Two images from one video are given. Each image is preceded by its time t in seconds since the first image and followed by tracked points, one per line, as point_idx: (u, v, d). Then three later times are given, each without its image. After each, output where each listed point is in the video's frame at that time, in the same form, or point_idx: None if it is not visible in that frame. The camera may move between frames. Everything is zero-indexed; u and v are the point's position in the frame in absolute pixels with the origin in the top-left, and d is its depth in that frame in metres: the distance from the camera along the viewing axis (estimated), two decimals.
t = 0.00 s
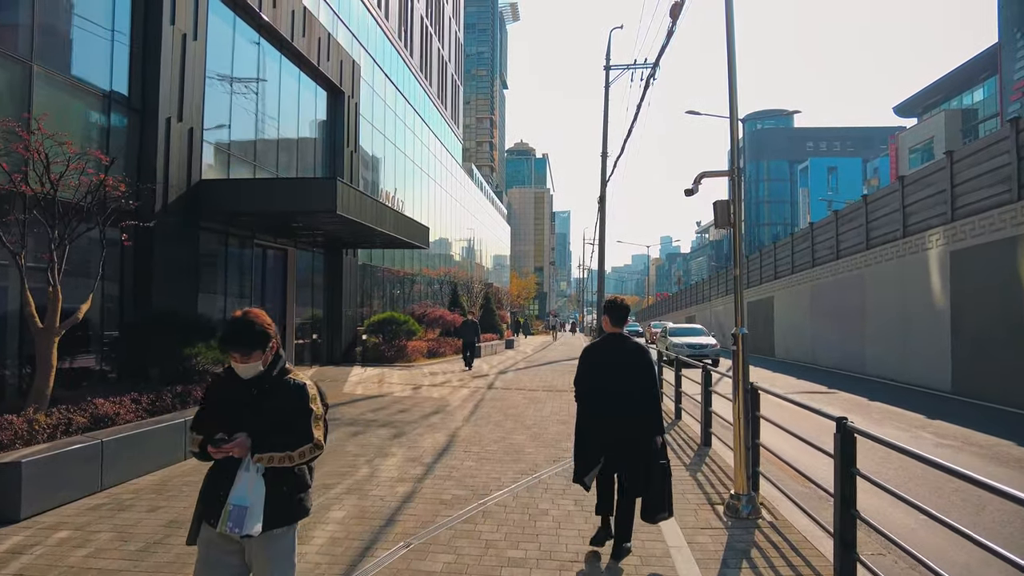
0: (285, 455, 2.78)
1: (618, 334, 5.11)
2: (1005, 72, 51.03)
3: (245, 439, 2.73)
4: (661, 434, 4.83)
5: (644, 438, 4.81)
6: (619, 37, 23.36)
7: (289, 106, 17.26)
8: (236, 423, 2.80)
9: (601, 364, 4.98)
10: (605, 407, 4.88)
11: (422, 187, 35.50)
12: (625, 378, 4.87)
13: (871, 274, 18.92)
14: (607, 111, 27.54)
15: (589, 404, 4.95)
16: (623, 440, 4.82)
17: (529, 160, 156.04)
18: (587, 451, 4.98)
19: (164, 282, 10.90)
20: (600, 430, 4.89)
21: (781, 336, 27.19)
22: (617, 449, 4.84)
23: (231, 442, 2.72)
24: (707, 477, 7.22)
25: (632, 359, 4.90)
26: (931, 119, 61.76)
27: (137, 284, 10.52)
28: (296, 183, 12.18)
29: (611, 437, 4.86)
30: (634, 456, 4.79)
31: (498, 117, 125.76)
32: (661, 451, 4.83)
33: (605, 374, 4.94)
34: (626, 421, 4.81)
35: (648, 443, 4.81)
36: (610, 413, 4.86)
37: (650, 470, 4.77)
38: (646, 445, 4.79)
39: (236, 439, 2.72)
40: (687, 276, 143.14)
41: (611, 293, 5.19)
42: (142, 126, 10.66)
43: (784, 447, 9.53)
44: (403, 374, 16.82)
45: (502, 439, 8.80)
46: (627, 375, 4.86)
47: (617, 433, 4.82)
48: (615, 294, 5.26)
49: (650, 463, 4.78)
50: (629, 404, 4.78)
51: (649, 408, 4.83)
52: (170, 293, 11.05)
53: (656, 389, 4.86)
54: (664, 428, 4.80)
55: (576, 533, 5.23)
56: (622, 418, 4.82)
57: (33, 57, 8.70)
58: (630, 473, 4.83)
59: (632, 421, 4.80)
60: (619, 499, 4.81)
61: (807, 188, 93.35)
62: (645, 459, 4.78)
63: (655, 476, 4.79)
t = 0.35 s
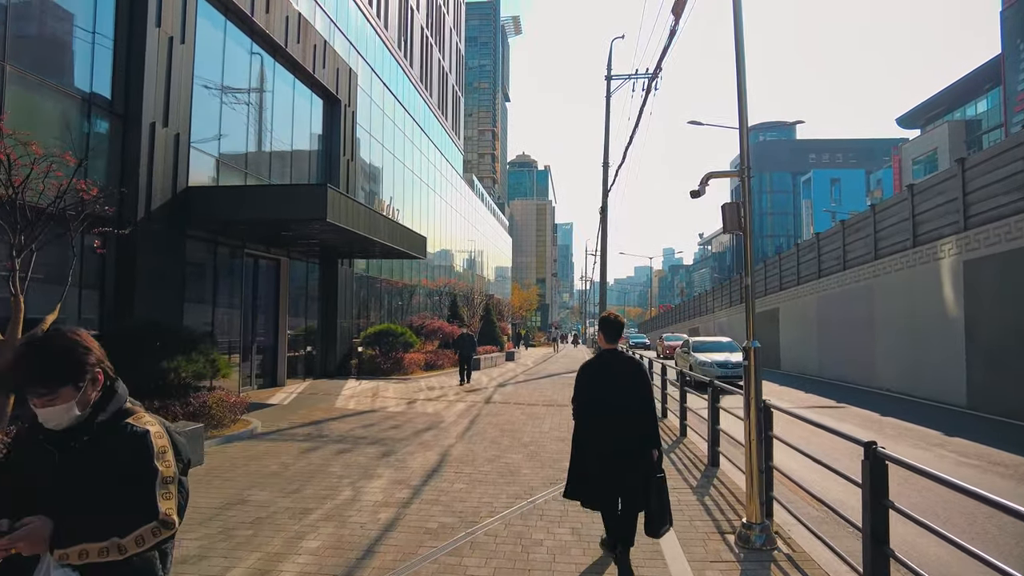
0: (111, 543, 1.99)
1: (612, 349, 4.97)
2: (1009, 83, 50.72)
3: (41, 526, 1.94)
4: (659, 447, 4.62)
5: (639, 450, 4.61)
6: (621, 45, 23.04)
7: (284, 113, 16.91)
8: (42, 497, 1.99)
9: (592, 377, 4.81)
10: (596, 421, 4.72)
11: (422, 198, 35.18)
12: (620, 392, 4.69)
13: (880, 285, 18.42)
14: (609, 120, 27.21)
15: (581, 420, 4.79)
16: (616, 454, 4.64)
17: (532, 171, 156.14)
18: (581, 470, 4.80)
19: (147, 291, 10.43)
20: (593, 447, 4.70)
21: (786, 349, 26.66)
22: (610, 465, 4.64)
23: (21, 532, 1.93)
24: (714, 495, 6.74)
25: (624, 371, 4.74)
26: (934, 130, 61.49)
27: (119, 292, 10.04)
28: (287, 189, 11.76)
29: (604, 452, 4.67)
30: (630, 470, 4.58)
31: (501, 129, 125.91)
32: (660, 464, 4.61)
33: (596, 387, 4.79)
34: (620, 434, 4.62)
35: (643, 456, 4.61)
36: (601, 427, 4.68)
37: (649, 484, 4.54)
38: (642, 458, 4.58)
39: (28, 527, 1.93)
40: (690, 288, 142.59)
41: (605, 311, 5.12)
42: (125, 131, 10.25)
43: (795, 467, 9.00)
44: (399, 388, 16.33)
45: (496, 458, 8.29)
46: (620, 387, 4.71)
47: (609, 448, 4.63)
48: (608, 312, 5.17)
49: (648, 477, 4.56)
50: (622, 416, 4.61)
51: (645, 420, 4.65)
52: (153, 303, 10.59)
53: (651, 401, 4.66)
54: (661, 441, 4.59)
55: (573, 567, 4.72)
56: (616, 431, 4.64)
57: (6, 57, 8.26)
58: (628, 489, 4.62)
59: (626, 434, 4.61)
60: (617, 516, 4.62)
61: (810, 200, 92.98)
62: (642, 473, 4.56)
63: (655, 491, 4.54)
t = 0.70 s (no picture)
0: None
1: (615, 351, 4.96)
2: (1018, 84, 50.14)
3: None
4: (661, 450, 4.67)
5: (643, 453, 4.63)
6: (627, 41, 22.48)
7: (281, 110, 16.48)
8: None
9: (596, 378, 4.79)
10: (599, 422, 4.70)
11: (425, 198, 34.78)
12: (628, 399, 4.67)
13: (892, 287, 17.92)
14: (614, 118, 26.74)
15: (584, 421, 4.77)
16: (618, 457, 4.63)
17: (536, 173, 155.71)
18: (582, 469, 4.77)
19: (132, 290, 9.98)
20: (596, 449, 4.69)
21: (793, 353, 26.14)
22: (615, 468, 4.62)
23: None
24: (726, 513, 6.28)
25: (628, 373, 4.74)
26: (942, 132, 60.91)
27: (102, 290, 9.59)
28: (280, 186, 11.32)
29: (608, 454, 4.65)
30: (636, 474, 4.58)
31: (505, 130, 125.46)
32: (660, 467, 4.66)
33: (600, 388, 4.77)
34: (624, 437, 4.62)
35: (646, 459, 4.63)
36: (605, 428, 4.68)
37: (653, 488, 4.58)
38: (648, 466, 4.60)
39: None
40: (694, 291, 141.95)
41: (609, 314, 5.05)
42: (109, 125, 9.81)
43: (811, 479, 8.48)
44: (398, 392, 15.90)
45: (495, 470, 7.81)
46: (625, 389, 4.71)
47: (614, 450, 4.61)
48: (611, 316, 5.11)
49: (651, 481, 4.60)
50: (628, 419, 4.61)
51: (649, 422, 4.66)
52: (138, 303, 10.14)
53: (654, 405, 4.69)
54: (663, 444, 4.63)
55: None
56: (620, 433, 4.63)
57: None
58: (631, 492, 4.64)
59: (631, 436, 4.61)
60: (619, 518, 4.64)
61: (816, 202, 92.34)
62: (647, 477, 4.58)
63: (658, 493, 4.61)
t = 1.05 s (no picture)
0: None
1: (614, 347, 5.29)
2: None
3: None
4: (654, 441, 5.03)
5: (636, 446, 4.98)
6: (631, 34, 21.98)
7: (274, 103, 16.04)
8: None
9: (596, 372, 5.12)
10: (597, 416, 5.06)
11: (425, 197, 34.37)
12: (623, 389, 5.03)
13: (904, 285, 17.40)
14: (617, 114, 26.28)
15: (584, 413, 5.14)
16: (613, 447, 5.00)
17: (538, 173, 155.19)
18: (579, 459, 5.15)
19: (113, 288, 9.56)
20: (594, 440, 5.04)
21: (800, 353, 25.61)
22: (609, 459, 4.98)
23: None
24: (735, 525, 5.82)
25: (627, 370, 5.06)
26: (947, 129, 60.35)
27: (80, 288, 9.15)
28: (267, 178, 10.86)
29: (605, 444, 5.02)
30: (631, 460, 4.95)
31: (507, 130, 125.01)
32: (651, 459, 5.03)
33: (600, 382, 5.11)
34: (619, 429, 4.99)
35: (639, 451, 4.99)
36: (602, 421, 5.04)
37: (645, 476, 4.96)
38: (641, 452, 4.97)
39: None
40: (698, 290, 141.37)
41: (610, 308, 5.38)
42: (89, 114, 9.39)
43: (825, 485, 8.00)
44: (393, 393, 15.46)
45: (489, 477, 7.37)
46: (623, 384, 5.04)
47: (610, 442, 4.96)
48: (611, 308, 5.46)
49: (642, 472, 4.98)
50: (625, 413, 4.94)
51: (645, 417, 4.99)
52: (119, 302, 9.70)
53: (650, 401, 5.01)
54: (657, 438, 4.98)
55: None
56: (616, 426, 5.00)
57: None
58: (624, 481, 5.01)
59: (626, 429, 4.97)
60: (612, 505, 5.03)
61: (820, 201, 91.73)
62: (640, 466, 4.95)
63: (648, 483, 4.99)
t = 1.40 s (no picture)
0: None
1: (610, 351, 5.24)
2: None
3: None
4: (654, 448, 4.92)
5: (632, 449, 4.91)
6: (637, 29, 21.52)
7: (269, 97, 15.58)
8: None
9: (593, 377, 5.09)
10: (594, 420, 5.01)
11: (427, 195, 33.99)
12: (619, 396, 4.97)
13: (918, 283, 16.84)
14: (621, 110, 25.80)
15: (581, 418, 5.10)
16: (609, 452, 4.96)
17: (542, 172, 154.75)
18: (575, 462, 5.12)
19: (95, 288, 9.14)
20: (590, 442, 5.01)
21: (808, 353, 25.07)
22: (606, 462, 4.94)
23: None
24: (753, 543, 5.35)
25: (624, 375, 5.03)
26: (955, 126, 59.62)
27: (61, 289, 8.72)
28: (256, 172, 10.44)
29: (600, 449, 4.98)
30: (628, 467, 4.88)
31: (511, 129, 124.66)
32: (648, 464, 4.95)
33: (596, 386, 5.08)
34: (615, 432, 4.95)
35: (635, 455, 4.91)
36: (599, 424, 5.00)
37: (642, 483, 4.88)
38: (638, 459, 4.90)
39: None
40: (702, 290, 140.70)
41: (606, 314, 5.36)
42: (70, 105, 8.98)
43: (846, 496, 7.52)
44: (392, 395, 15.02)
45: (487, 488, 6.91)
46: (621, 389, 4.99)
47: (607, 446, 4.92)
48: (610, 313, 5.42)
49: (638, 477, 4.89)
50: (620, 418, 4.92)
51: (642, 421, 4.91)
52: (103, 302, 9.28)
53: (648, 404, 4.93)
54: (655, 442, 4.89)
55: None
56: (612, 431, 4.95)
57: None
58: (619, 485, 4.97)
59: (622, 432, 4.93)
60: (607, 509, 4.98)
61: (826, 199, 90.97)
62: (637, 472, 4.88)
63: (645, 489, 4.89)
